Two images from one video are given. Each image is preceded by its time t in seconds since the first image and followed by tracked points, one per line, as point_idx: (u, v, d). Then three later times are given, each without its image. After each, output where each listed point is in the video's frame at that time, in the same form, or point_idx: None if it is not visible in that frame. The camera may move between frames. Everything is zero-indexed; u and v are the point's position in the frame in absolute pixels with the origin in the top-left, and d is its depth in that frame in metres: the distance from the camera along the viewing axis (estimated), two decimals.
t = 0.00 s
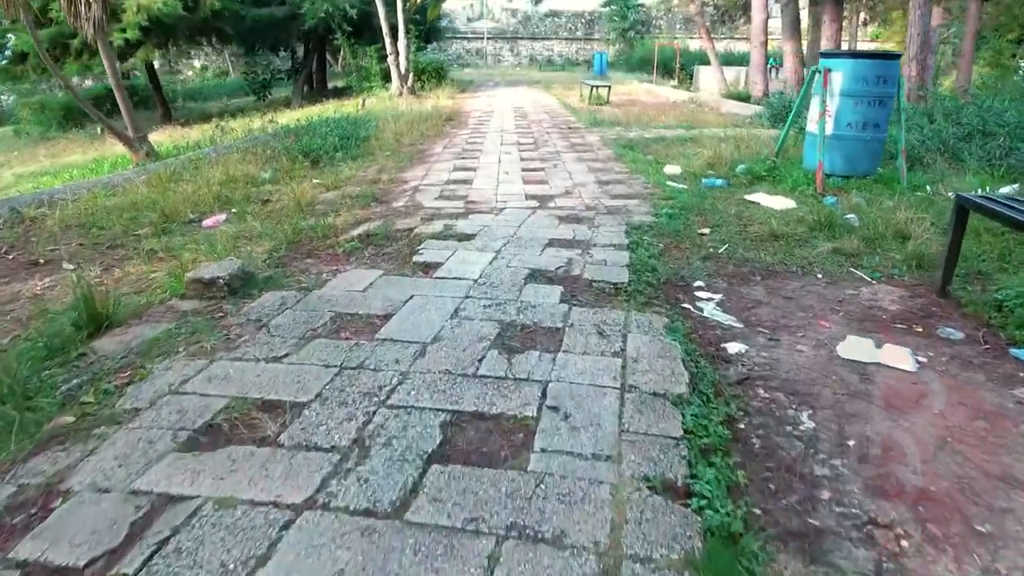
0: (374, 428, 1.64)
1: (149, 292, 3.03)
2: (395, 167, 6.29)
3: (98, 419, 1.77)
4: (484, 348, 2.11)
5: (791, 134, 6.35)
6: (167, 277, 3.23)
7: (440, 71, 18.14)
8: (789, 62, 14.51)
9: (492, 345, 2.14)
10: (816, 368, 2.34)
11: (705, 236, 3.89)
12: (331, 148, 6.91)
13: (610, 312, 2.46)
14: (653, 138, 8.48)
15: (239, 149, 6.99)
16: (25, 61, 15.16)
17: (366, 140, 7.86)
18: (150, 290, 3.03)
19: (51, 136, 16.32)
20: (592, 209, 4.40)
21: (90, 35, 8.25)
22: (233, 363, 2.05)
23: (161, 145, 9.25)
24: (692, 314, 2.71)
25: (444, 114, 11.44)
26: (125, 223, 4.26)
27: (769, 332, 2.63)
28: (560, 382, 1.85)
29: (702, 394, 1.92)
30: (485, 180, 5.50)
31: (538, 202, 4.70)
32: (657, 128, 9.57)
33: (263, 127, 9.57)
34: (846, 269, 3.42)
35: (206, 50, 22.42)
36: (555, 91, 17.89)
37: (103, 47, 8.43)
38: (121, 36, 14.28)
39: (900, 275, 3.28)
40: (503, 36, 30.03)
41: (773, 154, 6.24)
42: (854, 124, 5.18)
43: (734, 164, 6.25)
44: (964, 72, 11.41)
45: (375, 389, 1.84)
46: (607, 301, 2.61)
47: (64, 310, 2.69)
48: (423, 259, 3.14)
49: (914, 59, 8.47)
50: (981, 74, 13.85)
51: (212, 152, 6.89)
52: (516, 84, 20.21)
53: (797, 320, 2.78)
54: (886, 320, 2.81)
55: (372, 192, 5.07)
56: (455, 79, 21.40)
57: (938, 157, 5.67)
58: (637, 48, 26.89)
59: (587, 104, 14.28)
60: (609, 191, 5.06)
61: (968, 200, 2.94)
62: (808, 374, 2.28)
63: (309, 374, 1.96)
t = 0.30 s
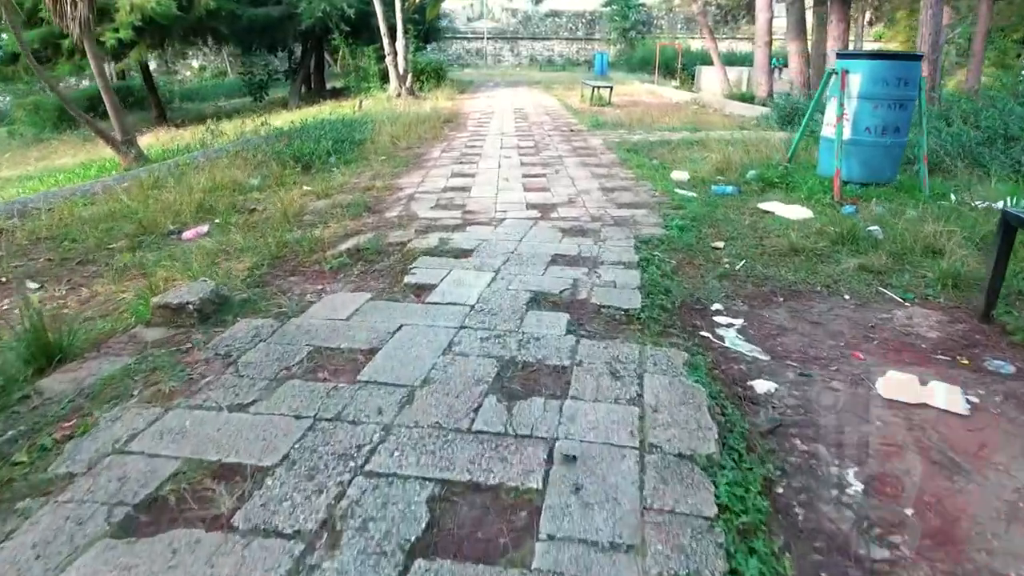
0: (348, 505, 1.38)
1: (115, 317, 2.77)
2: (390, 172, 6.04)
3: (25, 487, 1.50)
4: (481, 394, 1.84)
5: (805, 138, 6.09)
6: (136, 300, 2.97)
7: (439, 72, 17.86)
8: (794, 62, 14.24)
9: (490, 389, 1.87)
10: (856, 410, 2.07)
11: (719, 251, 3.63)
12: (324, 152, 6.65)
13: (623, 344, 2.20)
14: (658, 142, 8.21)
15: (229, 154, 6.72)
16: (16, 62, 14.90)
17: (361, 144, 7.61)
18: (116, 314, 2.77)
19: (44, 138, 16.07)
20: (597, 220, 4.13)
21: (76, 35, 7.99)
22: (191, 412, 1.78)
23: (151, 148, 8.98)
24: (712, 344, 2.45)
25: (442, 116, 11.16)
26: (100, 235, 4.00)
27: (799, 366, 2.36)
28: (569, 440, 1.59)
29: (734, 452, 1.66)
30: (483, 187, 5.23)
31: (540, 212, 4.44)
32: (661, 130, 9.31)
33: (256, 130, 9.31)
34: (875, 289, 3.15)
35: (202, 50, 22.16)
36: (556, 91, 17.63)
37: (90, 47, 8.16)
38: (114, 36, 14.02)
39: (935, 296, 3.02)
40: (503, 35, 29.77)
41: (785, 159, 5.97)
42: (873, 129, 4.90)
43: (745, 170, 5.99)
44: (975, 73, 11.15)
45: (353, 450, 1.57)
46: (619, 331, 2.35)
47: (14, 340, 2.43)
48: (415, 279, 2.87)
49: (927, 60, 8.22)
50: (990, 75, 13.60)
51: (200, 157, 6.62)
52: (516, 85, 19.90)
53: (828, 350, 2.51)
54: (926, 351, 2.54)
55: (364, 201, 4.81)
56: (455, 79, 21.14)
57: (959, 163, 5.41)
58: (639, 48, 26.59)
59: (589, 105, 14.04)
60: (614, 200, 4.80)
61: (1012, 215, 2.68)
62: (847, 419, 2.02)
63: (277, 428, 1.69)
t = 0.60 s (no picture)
0: None
1: (71, 347, 2.48)
2: (385, 178, 5.77)
3: None
4: (477, 456, 1.56)
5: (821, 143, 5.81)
6: (97, 326, 2.69)
7: (438, 72, 17.56)
8: (800, 63, 13.95)
9: (488, 448, 1.59)
10: (911, 468, 1.79)
11: (737, 268, 3.35)
12: (316, 157, 6.38)
13: (641, 388, 1.92)
14: (663, 146, 7.93)
15: (216, 159, 6.44)
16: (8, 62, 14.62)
17: (356, 148, 7.34)
18: (72, 344, 2.49)
19: (37, 139, 15.79)
20: (603, 233, 3.86)
21: (60, 34, 7.70)
22: (133, 480, 1.51)
23: (139, 151, 8.71)
24: (739, 383, 2.16)
25: (441, 118, 10.87)
26: (70, 249, 3.72)
27: (839, 408, 2.08)
28: (583, 524, 1.31)
29: (779, 535, 1.38)
30: (483, 195, 4.96)
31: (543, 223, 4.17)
32: (666, 133, 9.04)
33: (248, 132, 9.04)
34: (911, 313, 2.88)
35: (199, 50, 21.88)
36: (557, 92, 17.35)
37: (75, 47, 7.88)
38: (107, 36, 13.74)
39: (979, 323, 2.75)
40: (503, 35, 29.49)
41: (799, 165, 5.68)
42: (896, 134, 4.63)
43: (757, 176, 5.72)
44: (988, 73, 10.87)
45: (320, 538, 1.29)
46: (635, 370, 2.07)
47: None
48: (406, 303, 2.60)
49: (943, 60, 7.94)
50: (1001, 75, 13.31)
51: (186, 163, 6.34)
52: (516, 86, 19.70)
53: (869, 388, 2.23)
54: (977, 387, 2.27)
55: (355, 211, 4.53)
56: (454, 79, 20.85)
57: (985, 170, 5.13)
58: (640, 48, 26.26)
59: (591, 106, 13.76)
60: (621, 209, 4.53)
61: None
62: (903, 479, 1.74)
63: (232, 503, 1.41)
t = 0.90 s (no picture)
0: None
1: (14, 387, 2.20)
2: (379, 184, 5.49)
3: None
4: (472, 549, 1.28)
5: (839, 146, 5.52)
6: (49, 359, 2.41)
7: (437, 71, 17.26)
8: (806, 62, 13.65)
9: (486, 535, 1.31)
10: (991, 547, 1.51)
11: (759, 288, 3.07)
12: (308, 162, 6.10)
13: (666, 450, 1.63)
14: (670, 150, 7.64)
15: (203, 164, 6.16)
16: None
17: (350, 151, 7.06)
18: (16, 383, 2.21)
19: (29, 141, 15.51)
20: (611, 248, 3.58)
21: (43, 33, 7.41)
22: None
23: (127, 154, 8.43)
24: (776, 435, 1.88)
25: (439, 120, 10.58)
26: (34, 265, 3.44)
27: (894, 466, 1.80)
28: None
29: None
30: (482, 204, 4.68)
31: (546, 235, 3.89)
32: (672, 136, 8.76)
33: (241, 135, 8.76)
34: (957, 342, 2.59)
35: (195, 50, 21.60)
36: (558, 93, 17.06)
37: (59, 46, 7.59)
38: (99, 35, 13.44)
39: None
40: (504, 34, 29.22)
41: (816, 172, 5.40)
42: (923, 140, 4.35)
43: (771, 182, 5.44)
44: (1002, 73, 10.58)
45: None
46: (656, 422, 1.79)
47: None
48: (395, 335, 2.31)
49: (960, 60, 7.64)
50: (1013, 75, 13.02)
51: (171, 168, 6.05)
52: (517, 86, 19.42)
53: (923, 440, 1.94)
54: None
55: (346, 222, 4.25)
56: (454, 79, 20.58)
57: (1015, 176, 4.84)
58: (642, 48, 25.95)
59: (593, 107, 13.48)
60: (628, 220, 4.25)
61: None
62: (980, 563, 1.45)
63: None
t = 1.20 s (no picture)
0: None
1: None
2: (372, 192, 5.20)
3: None
4: None
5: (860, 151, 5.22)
6: None
7: (437, 71, 16.96)
8: (813, 63, 13.35)
9: None
10: None
11: (786, 313, 2.78)
12: (298, 168, 5.81)
13: (700, 538, 1.34)
14: (677, 154, 7.33)
15: (188, 170, 5.87)
16: None
17: (344, 156, 6.78)
18: None
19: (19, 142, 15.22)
20: (620, 265, 3.28)
21: (24, 32, 7.12)
22: None
23: (113, 158, 8.15)
24: (827, 506, 1.58)
25: (437, 121, 10.29)
26: None
27: (971, 547, 1.50)
28: None
29: None
30: (481, 215, 4.39)
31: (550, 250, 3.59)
32: (678, 139, 8.47)
33: (233, 137, 8.48)
34: (1017, 379, 2.29)
35: (191, 50, 21.31)
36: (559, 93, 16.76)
37: (41, 45, 7.30)
38: (90, 34, 13.15)
39: None
40: (504, 34, 28.93)
41: (836, 179, 5.10)
42: (954, 145, 4.05)
43: (788, 190, 5.15)
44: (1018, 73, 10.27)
45: None
46: (685, 496, 1.49)
47: None
48: (379, 376, 2.01)
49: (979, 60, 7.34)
50: None
51: (155, 173, 5.77)
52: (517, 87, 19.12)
53: (999, 509, 1.64)
54: None
55: (334, 235, 3.95)
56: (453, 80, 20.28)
57: None
58: (644, 48, 25.64)
59: (596, 108, 13.18)
60: (638, 233, 3.95)
61: None
62: None
63: None
